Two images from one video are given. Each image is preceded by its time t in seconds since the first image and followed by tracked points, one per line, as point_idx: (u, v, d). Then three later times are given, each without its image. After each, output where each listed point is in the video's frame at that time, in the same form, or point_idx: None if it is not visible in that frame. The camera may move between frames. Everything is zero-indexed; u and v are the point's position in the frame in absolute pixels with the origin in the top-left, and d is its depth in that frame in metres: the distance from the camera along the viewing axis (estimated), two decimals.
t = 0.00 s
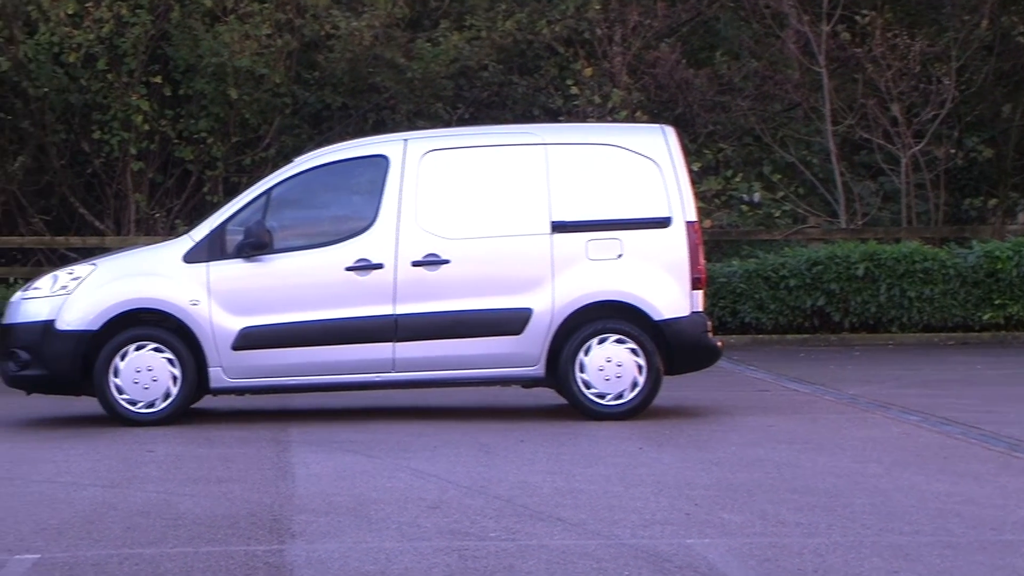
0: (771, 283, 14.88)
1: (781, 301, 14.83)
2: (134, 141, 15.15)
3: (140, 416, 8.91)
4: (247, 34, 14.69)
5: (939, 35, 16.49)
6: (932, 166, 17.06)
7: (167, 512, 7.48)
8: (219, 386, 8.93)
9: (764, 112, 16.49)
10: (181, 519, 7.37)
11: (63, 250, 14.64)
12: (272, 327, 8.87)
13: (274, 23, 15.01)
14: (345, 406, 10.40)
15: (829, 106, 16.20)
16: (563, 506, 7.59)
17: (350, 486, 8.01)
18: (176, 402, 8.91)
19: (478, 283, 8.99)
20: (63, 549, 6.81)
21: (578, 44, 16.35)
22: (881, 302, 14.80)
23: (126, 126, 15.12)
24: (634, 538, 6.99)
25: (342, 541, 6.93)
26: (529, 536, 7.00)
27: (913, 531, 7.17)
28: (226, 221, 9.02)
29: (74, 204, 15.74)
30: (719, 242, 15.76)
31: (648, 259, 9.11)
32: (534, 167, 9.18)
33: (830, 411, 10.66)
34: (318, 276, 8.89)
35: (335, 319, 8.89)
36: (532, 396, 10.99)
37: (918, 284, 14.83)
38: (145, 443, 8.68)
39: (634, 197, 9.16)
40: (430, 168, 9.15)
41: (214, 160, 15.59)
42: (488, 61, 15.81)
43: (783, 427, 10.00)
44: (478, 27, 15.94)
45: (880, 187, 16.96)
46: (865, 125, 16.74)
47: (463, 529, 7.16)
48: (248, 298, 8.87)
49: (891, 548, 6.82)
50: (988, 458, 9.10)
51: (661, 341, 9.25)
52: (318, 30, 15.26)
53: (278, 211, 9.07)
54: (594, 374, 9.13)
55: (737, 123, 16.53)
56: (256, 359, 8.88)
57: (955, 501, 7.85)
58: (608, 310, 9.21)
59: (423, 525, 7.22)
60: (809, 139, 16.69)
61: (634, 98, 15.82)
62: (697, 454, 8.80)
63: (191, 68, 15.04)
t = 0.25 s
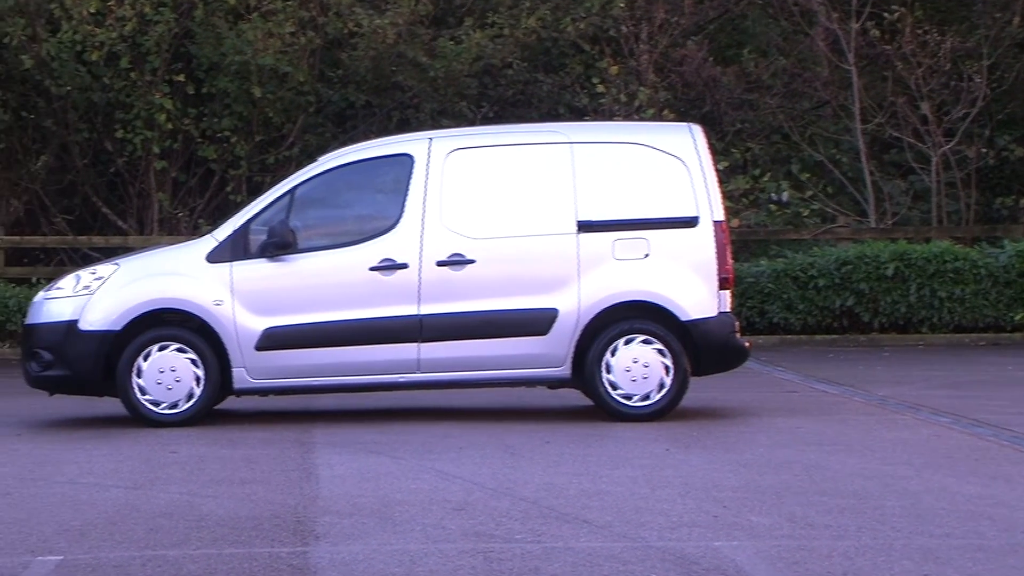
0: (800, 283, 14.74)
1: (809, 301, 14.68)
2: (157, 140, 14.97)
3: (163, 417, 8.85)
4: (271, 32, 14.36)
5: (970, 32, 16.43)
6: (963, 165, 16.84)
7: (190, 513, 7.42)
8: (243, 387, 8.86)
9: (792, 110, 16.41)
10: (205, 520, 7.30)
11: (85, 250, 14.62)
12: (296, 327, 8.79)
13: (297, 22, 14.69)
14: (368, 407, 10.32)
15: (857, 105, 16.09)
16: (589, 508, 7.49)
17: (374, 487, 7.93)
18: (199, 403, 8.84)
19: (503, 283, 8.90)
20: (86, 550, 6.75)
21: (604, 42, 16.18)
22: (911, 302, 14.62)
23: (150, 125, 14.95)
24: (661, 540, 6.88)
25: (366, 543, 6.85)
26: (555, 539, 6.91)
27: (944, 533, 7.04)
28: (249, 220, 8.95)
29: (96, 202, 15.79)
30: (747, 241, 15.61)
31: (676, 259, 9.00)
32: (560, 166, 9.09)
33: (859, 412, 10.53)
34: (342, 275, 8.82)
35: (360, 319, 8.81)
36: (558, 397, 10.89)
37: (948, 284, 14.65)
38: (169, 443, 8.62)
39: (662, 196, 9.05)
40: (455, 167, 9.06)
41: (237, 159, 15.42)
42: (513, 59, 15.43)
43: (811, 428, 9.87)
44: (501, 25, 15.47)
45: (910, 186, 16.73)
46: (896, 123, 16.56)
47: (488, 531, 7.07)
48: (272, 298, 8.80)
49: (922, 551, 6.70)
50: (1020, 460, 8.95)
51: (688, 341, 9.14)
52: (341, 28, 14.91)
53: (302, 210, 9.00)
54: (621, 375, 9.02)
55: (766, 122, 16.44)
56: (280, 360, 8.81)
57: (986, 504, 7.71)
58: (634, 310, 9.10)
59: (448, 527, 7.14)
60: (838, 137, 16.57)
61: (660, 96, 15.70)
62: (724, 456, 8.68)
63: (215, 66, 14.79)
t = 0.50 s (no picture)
0: (820, 283, 14.61)
1: (830, 301, 14.54)
2: (171, 139, 14.84)
3: (178, 418, 8.79)
4: (286, 30, 14.25)
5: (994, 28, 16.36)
6: (986, 164, 16.61)
7: (205, 515, 7.35)
8: (258, 388, 8.79)
9: (812, 109, 16.31)
10: (220, 522, 7.24)
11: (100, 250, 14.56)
12: (312, 328, 8.72)
13: (313, 19, 14.58)
14: (384, 408, 10.24)
15: (878, 103, 16.01)
16: (607, 510, 7.40)
17: (390, 489, 7.86)
18: (214, 404, 8.78)
19: (521, 283, 8.81)
20: (100, 553, 6.69)
21: (622, 40, 16.06)
22: (933, 303, 14.47)
23: (164, 124, 14.80)
24: (679, 543, 6.79)
25: (383, 545, 6.77)
26: (573, 541, 6.82)
27: (967, 537, 6.93)
28: (265, 220, 8.88)
29: (110, 202, 15.72)
30: (767, 241, 15.48)
31: (695, 259, 8.91)
32: (578, 165, 9.00)
33: (880, 414, 10.41)
34: (358, 276, 8.74)
35: (376, 320, 8.74)
36: (575, 398, 10.80)
37: (971, 284, 14.49)
38: (184, 445, 8.56)
39: (681, 196, 8.96)
40: (471, 166, 8.98)
41: (252, 158, 15.28)
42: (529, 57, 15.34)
43: (832, 430, 9.75)
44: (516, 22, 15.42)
45: (931, 185, 16.55)
46: (917, 121, 16.42)
47: (505, 533, 6.99)
48: (287, 298, 8.73)
49: (944, 554, 6.59)
50: None
51: (707, 342, 9.04)
52: (356, 27, 14.87)
53: (317, 210, 8.93)
54: (639, 376, 8.93)
55: (786, 120, 16.32)
56: (296, 360, 8.73)
57: (1009, 507, 7.59)
58: (653, 311, 9.01)
59: (466, 530, 7.05)
60: (858, 136, 16.46)
61: (679, 95, 15.40)
62: (743, 458, 8.58)
63: (229, 65, 14.78)
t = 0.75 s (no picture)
0: (841, 283, 14.48)
1: (851, 302, 14.41)
2: (186, 138, 14.75)
3: (193, 419, 8.73)
4: (302, 28, 14.22)
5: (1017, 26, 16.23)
6: (1010, 162, 16.29)
7: (220, 517, 7.29)
8: (274, 389, 8.72)
9: (832, 107, 16.16)
10: (235, 524, 7.17)
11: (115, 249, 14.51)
12: (328, 328, 8.65)
13: (329, 17, 14.50)
14: (401, 409, 10.16)
15: (899, 102, 15.90)
16: (626, 513, 7.31)
17: (406, 491, 7.78)
18: (230, 405, 8.72)
19: (539, 283, 8.73)
20: (115, 555, 6.63)
21: (641, 38, 15.94)
22: (955, 303, 14.31)
23: (179, 123, 14.76)
24: (699, 545, 6.69)
25: (399, 548, 6.69)
26: (591, 543, 6.73)
27: (990, 539, 6.82)
28: (281, 219, 8.81)
29: (125, 201, 15.57)
30: (787, 241, 15.34)
31: (714, 259, 8.81)
32: (597, 163, 8.91)
33: (902, 416, 10.28)
34: (374, 276, 8.66)
35: (392, 320, 8.66)
36: (593, 400, 10.71)
37: (994, 284, 14.32)
38: (199, 446, 8.50)
39: (700, 195, 8.86)
40: (489, 165, 8.90)
41: (267, 157, 15.18)
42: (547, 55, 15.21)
43: (853, 431, 9.63)
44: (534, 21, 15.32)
45: (954, 184, 16.24)
46: (939, 120, 16.27)
47: (523, 535, 6.90)
48: (304, 299, 8.66)
49: (967, 557, 6.48)
50: None
51: (727, 343, 8.94)
52: (372, 24, 14.82)
53: (334, 209, 8.85)
54: (658, 377, 8.84)
55: (806, 119, 16.17)
56: (311, 361, 8.66)
57: None
58: (672, 311, 8.91)
59: (483, 532, 6.97)
60: (880, 134, 16.29)
61: (698, 94, 15.29)
62: (763, 459, 8.48)
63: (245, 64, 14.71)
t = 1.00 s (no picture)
0: (859, 284, 14.36)
1: (869, 302, 14.28)
2: (198, 138, 14.71)
3: (205, 420, 8.67)
4: (314, 26, 14.10)
5: None
6: None
7: (233, 519, 7.22)
8: (286, 390, 8.65)
9: (851, 106, 15.96)
10: (247, 526, 7.10)
11: (126, 250, 14.47)
12: (341, 329, 8.57)
13: (342, 15, 14.46)
14: (415, 411, 10.09)
15: (919, 100, 15.72)
16: (642, 515, 7.22)
17: (420, 493, 7.70)
18: (242, 406, 8.65)
19: (554, 283, 8.64)
20: (126, 557, 6.56)
21: (657, 36, 15.83)
22: (974, 304, 14.16)
23: (190, 122, 14.67)
24: (716, 548, 6.60)
25: (413, 550, 6.61)
26: (606, 546, 6.64)
27: (1011, 543, 6.71)
28: (294, 219, 8.74)
29: (137, 200, 15.45)
30: (805, 241, 15.19)
31: (731, 259, 8.71)
32: (612, 162, 8.82)
33: (921, 417, 10.16)
34: (388, 276, 8.58)
35: (406, 321, 8.58)
36: (608, 401, 10.62)
37: (1014, 284, 14.14)
38: (211, 448, 8.43)
39: (717, 194, 8.77)
40: (503, 164, 8.81)
41: (280, 156, 15.08)
42: (562, 53, 15.06)
43: (871, 433, 9.52)
44: (549, 18, 15.14)
45: (973, 183, 16.10)
46: (958, 119, 16.10)
47: (539, 538, 6.81)
48: (317, 299, 8.59)
49: (988, 560, 6.38)
50: None
51: (744, 344, 8.85)
52: (385, 22, 14.66)
53: (347, 209, 8.78)
54: (674, 379, 8.75)
55: (823, 118, 15.99)
56: (325, 362, 8.59)
57: None
58: (688, 312, 8.82)
59: (498, 534, 6.89)
60: (899, 133, 16.09)
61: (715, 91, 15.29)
62: (781, 461, 8.37)
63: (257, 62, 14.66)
